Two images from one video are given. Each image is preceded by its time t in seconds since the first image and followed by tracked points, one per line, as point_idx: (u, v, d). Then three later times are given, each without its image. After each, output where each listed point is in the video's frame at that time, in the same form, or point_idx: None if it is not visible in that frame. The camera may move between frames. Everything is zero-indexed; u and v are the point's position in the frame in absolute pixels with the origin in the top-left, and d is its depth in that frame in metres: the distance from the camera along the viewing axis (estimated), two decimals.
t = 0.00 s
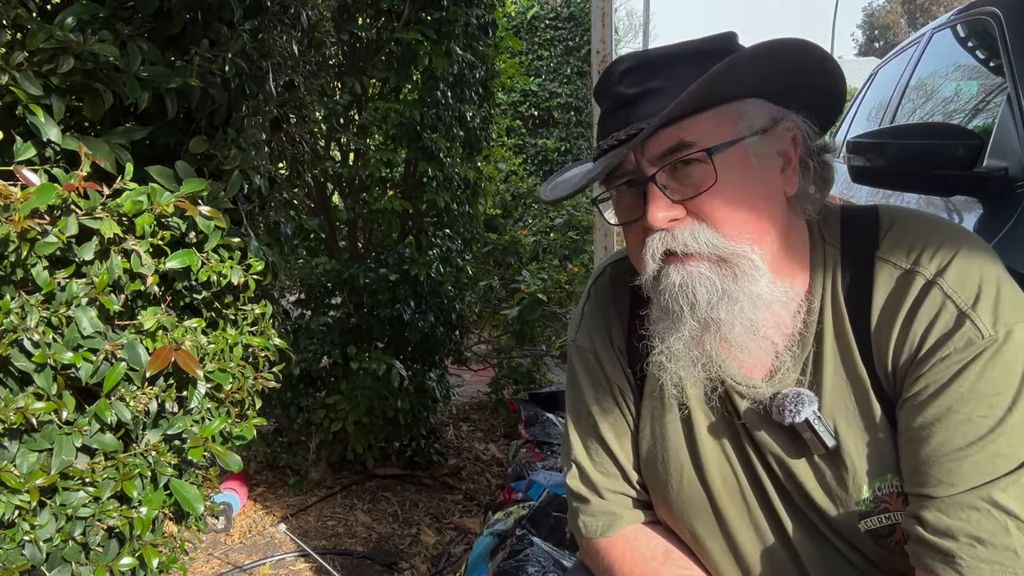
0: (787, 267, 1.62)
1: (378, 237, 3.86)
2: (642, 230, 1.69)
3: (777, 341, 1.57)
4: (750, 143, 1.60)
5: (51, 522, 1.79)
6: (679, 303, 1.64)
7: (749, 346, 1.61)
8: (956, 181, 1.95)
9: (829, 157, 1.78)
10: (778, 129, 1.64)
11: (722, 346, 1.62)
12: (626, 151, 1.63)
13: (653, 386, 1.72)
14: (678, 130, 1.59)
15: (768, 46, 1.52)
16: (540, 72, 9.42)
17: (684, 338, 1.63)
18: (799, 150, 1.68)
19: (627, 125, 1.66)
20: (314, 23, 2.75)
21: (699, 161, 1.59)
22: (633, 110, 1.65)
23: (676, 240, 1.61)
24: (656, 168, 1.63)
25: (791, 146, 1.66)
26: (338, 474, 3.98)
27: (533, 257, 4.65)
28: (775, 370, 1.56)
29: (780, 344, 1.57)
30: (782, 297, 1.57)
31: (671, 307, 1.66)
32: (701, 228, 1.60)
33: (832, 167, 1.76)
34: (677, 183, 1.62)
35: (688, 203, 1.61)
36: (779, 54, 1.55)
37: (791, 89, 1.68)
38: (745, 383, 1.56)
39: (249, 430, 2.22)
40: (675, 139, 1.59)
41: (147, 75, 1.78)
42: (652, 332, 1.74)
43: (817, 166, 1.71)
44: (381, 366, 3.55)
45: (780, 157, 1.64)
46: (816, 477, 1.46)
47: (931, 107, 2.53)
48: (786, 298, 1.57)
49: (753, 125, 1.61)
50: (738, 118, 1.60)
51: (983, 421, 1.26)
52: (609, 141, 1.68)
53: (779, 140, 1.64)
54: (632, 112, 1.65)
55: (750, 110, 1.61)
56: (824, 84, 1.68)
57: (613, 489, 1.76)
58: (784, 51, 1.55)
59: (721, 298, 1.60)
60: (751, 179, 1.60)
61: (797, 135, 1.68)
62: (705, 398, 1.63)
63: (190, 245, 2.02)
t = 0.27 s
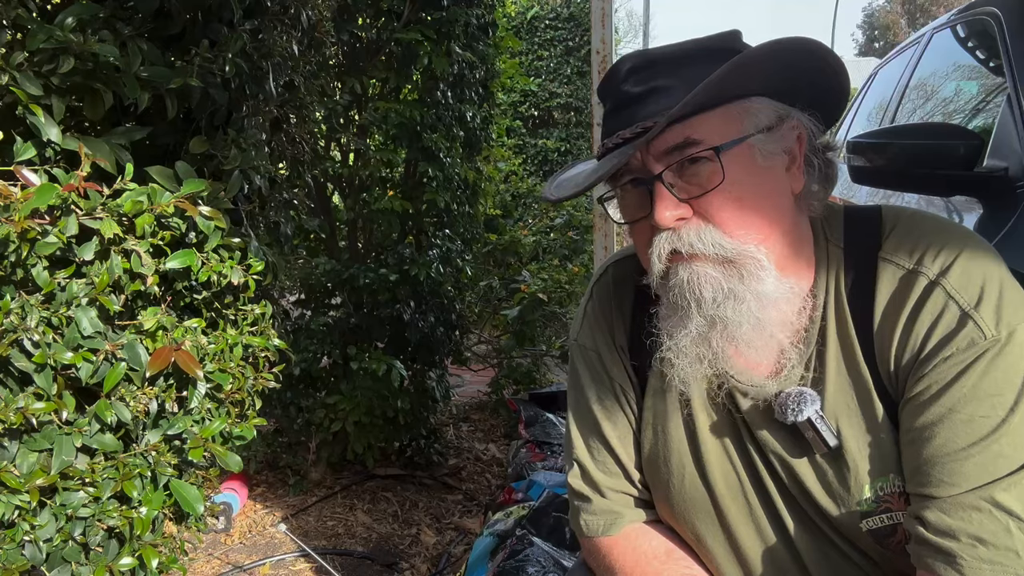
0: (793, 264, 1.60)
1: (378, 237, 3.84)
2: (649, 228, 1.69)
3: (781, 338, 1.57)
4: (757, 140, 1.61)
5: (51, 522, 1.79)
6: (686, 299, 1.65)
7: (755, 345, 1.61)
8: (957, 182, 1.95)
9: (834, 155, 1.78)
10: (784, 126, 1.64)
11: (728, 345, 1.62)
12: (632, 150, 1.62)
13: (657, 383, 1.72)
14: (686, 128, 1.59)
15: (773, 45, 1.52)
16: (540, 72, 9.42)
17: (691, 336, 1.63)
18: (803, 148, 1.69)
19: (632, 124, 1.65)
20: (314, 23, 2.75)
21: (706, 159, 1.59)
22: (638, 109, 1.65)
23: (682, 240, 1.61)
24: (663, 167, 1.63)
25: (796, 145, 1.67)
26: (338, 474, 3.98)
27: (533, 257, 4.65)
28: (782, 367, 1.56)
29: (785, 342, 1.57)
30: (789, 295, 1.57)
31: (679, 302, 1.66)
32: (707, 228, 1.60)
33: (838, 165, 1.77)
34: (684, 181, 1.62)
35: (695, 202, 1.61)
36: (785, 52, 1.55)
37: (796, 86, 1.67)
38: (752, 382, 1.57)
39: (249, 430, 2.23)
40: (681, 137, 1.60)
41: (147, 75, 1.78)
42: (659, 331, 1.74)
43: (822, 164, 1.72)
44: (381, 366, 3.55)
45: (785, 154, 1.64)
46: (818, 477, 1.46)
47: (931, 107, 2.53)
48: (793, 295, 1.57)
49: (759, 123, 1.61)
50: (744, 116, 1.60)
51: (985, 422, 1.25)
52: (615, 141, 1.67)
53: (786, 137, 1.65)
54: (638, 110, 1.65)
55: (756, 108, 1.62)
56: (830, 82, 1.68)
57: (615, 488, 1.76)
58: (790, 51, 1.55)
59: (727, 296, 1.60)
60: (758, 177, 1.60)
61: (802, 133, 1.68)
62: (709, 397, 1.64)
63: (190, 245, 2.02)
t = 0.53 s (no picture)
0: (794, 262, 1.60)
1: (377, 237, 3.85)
2: (650, 233, 1.69)
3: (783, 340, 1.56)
4: (756, 144, 1.60)
5: (51, 522, 1.79)
6: (695, 309, 1.64)
7: (764, 348, 1.60)
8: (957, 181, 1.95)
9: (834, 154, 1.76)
10: (783, 128, 1.64)
11: (738, 348, 1.61)
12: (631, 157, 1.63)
13: (658, 383, 1.73)
14: (685, 133, 1.59)
15: (772, 52, 1.51)
16: (540, 72, 9.42)
17: (701, 343, 1.62)
18: (802, 147, 1.68)
19: (631, 129, 1.66)
20: (314, 23, 2.76)
21: (705, 164, 1.59)
22: (637, 114, 1.65)
23: (687, 242, 1.61)
24: (663, 172, 1.63)
25: (795, 145, 1.66)
26: (339, 475, 3.98)
27: (533, 257, 4.65)
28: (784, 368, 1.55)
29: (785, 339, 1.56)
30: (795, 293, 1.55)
31: (687, 312, 1.66)
32: (713, 230, 1.59)
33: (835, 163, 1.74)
34: (684, 187, 1.62)
35: (696, 206, 1.61)
36: (783, 57, 1.54)
37: (796, 89, 1.67)
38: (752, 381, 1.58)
39: (249, 430, 2.23)
40: (681, 142, 1.59)
41: (147, 75, 1.78)
42: (661, 333, 1.74)
43: (821, 162, 1.69)
44: (381, 366, 3.55)
45: (784, 155, 1.64)
46: (818, 474, 1.46)
47: (931, 107, 2.53)
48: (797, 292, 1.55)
49: (757, 125, 1.60)
50: (743, 120, 1.59)
51: (985, 418, 1.25)
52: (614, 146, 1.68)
53: (784, 139, 1.64)
54: (636, 114, 1.65)
55: (755, 112, 1.61)
56: (830, 84, 1.67)
57: (616, 488, 1.76)
58: (787, 57, 1.55)
59: (737, 302, 1.60)
60: (758, 180, 1.60)
61: (801, 134, 1.67)
62: (711, 399, 1.63)
63: (190, 245, 2.02)
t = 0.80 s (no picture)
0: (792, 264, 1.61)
1: (377, 237, 3.85)
2: (652, 224, 1.69)
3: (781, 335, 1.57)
4: (760, 137, 1.61)
5: (51, 522, 1.79)
6: (685, 297, 1.64)
7: (750, 339, 1.60)
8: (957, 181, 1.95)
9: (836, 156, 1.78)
10: (786, 124, 1.65)
11: (728, 342, 1.62)
12: (635, 144, 1.63)
13: (656, 381, 1.71)
14: (690, 123, 1.60)
15: (774, 42, 1.52)
16: (540, 72, 9.42)
17: (688, 334, 1.64)
18: (806, 147, 1.69)
19: (635, 119, 1.66)
20: (314, 23, 2.76)
21: (709, 154, 1.59)
22: (642, 104, 1.65)
23: (686, 234, 1.62)
24: (667, 162, 1.63)
25: (798, 143, 1.67)
26: (338, 474, 3.98)
27: (533, 257, 4.65)
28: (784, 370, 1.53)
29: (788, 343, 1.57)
30: (791, 293, 1.57)
31: (677, 300, 1.66)
32: (713, 223, 1.60)
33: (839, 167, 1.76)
34: (688, 177, 1.62)
35: (698, 196, 1.61)
36: (787, 48, 1.56)
37: (797, 83, 1.68)
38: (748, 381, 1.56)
39: (248, 430, 2.23)
40: (686, 131, 1.60)
41: (147, 75, 1.78)
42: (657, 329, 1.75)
43: (823, 164, 1.72)
44: (381, 366, 3.55)
45: (788, 153, 1.65)
46: (819, 476, 1.46)
47: (931, 107, 2.53)
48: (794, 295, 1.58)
49: (762, 119, 1.61)
50: (747, 113, 1.60)
51: (987, 422, 1.26)
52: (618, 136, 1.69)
53: (788, 136, 1.65)
54: (641, 105, 1.65)
55: (758, 105, 1.62)
56: (832, 79, 1.68)
57: (617, 488, 1.76)
58: (790, 48, 1.56)
59: (727, 293, 1.61)
60: (761, 175, 1.61)
61: (804, 132, 1.68)
62: (709, 394, 1.63)
63: (190, 245, 2.02)
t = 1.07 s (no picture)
0: (793, 262, 1.62)
1: (378, 237, 3.85)
2: (649, 223, 1.69)
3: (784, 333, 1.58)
4: (760, 138, 1.61)
5: (51, 522, 1.79)
6: (680, 287, 1.65)
7: (742, 333, 1.59)
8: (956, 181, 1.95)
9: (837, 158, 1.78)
10: (786, 125, 1.65)
11: (721, 336, 1.62)
12: (634, 142, 1.62)
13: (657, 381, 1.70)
14: (689, 123, 1.60)
15: (776, 42, 1.52)
16: (540, 73, 9.42)
17: (682, 327, 1.65)
18: (807, 148, 1.69)
19: (635, 117, 1.66)
20: (314, 23, 2.76)
21: (709, 154, 1.59)
22: (642, 102, 1.65)
23: (684, 233, 1.62)
24: (666, 161, 1.63)
25: (799, 144, 1.67)
26: (339, 474, 3.98)
27: (533, 257, 4.65)
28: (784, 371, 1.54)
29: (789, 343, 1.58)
30: (791, 293, 1.58)
31: (673, 292, 1.67)
32: (712, 222, 1.60)
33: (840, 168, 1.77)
34: (687, 176, 1.62)
35: (697, 195, 1.61)
36: (788, 48, 1.55)
37: (797, 82, 1.68)
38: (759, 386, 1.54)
39: (248, 430, 2.23)
40: (686, 131, 1.60)
41: (147, 75, 1.78)
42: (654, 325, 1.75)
43: (824, 165, 1.72)
44: (381, 366, 3.55)
45: (789, 154, 1.65)
46: (819, 478, 1.46)
47: (930, 107, 2.53)
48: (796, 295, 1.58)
49: (762, 120, 1.61)
50: (747, 113, 1.60)
51: (987, 427, 1.25)
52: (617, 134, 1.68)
53: (789, 137, 1.65)
54: (641, 104, 1.65)
55: (757, 106, 1.62)
56: (833, 80, 1.68)
57: (619, 489, 1.76)
58: (791, 48, 1.56)
59: (721, 286, 1.62)
60: (761, 174, 1.61)
61: (804, 133, 1.68)
62: (710, 393, 1.64)
63: (190, 245, 2.02)
